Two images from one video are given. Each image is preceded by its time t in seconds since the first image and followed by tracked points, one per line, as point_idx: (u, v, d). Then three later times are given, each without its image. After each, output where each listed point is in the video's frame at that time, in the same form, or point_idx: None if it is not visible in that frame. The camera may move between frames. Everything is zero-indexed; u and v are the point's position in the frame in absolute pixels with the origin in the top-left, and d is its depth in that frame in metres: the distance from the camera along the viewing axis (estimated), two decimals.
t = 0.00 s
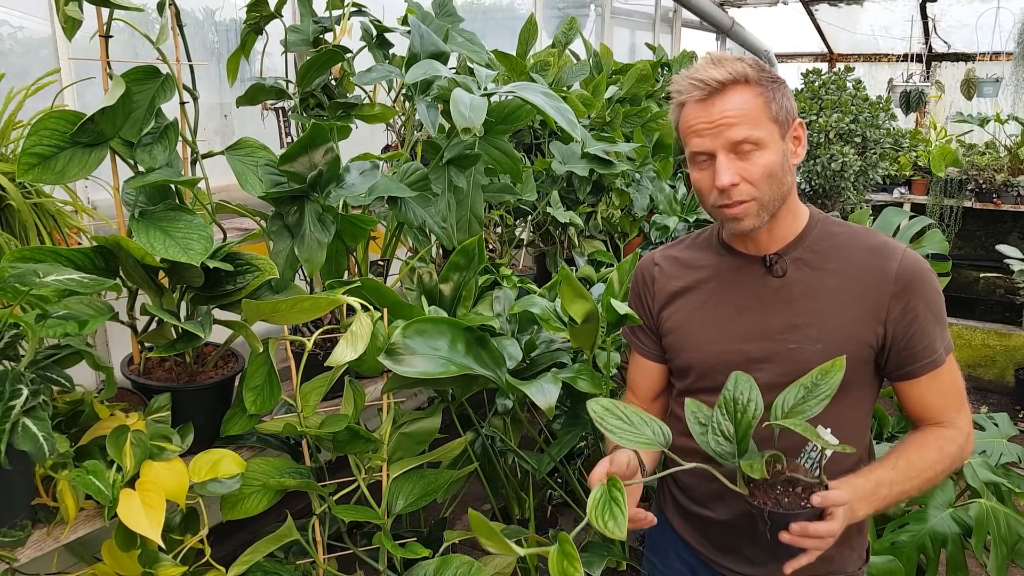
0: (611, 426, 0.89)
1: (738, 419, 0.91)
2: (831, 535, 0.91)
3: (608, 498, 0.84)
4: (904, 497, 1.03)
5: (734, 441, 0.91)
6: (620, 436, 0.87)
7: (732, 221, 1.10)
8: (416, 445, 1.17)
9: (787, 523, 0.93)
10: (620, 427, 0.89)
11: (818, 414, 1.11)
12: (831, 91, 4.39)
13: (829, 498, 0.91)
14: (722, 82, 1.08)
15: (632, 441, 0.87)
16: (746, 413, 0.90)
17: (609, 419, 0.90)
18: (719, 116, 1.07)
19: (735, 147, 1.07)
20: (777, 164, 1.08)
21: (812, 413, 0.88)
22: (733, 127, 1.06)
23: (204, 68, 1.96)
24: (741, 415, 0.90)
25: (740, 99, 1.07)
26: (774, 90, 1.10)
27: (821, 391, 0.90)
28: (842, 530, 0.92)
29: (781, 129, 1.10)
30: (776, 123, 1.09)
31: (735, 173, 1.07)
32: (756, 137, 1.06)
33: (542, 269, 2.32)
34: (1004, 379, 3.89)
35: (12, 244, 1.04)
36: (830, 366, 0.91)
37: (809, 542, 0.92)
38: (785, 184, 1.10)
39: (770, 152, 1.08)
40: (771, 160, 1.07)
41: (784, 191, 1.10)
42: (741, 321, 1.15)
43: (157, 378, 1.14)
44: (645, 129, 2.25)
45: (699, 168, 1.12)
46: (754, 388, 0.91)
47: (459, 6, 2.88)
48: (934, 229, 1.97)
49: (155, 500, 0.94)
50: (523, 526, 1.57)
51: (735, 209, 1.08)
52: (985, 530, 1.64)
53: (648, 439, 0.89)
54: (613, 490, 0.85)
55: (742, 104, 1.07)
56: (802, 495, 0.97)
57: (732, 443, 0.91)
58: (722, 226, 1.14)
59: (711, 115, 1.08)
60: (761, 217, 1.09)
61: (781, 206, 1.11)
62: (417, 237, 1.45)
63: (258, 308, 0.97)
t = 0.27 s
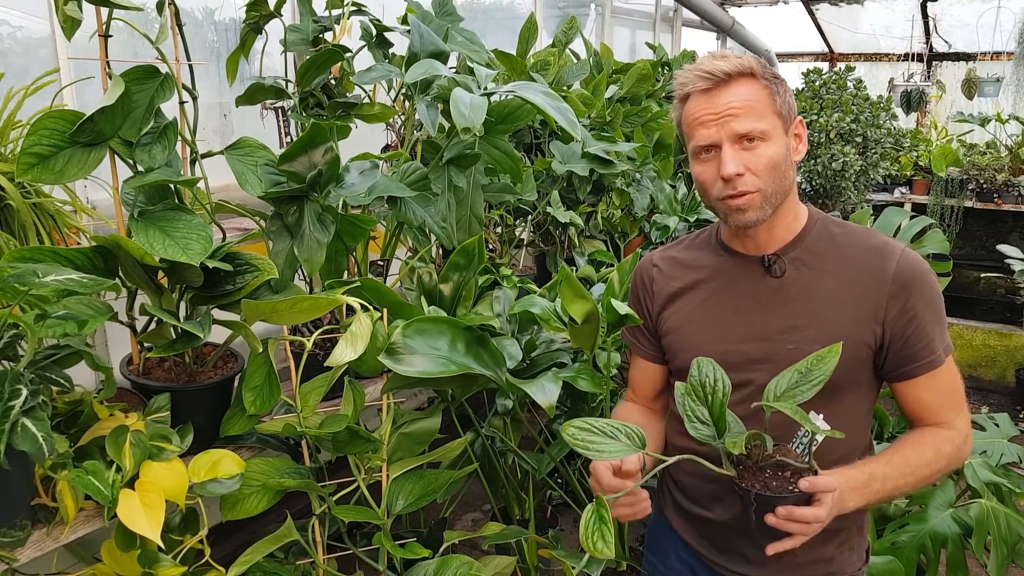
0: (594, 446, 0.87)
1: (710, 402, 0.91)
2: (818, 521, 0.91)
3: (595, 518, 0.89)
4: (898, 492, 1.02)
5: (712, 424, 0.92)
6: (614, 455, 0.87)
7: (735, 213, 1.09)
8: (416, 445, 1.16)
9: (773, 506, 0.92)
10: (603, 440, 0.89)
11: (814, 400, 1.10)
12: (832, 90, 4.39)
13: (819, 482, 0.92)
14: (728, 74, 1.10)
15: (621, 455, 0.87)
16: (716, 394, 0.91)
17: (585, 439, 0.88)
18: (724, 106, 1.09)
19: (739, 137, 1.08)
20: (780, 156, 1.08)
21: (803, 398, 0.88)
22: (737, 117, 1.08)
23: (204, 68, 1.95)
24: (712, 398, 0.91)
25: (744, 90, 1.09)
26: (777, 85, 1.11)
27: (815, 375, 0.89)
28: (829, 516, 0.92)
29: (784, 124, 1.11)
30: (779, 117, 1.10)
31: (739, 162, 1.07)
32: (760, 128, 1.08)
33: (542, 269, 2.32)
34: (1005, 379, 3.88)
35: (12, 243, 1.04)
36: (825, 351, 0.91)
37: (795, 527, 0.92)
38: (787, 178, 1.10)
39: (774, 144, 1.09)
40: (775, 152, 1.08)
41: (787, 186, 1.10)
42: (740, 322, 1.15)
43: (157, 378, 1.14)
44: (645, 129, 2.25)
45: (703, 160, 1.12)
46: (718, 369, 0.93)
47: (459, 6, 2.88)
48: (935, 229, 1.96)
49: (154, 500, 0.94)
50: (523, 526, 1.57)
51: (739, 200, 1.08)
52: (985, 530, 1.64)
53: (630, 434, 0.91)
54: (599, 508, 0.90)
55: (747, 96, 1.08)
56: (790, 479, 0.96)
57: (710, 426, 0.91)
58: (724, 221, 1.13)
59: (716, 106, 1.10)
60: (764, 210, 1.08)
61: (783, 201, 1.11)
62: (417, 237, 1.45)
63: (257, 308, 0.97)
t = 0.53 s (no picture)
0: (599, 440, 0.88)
1: (713, 405, 0.92)
2: (819, 522, 0.91)
3: (587, 502, 0.90)
4: (901, 492, 1.02)
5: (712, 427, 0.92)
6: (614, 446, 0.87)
7: (734, 206, 1.09)
8: (416, 445, 1.16)
9: (774, 508, 0.93)
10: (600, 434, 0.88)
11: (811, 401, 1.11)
12: (831, 90, 4.39)
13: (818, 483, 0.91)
14: (726, 69, 1.11)
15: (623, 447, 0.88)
16: (719, 397, 0.92)
17: (593, 432, 0.89)
18: (722, 100, 1.09)
19: (738, 130, 1.09)
20: (779, 150, 1.09)
21: (800, 401, 0.88)
22: (735, 110, 1.08)
23: (203, 68, 1.95)
24: (714, 401, 0.92)
25: (742, 85, 1.10)
26: (776, 81, 1.12)
27: (812, 379, 0.90)
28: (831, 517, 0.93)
29: (782, 119, 1.11)
30: (778, 112, 1.11)
31: (737, 155, 1.07)
32: (758, 121, 1.08)
33: (542, 269, 2.32)
34: (1005, 379, 3.88)
35: (12, 243, 1.04)
36: (824, 354, 0.91)
37: (795, 528, 0.92)
38: (786, 174, 1.11)
39: (772, 138, 1.09)
40: (773, 146, 1.08)
41: (786, 180, 1.10)
42: (740, 321, 1.15)
43: (157, 378, 1.14)
44: (645, 129, 2.25)
45: (702, 154, 1.13)
46: (725, 374, 0.93)
47: (459, 6, 2.88)
48: (935, 229, 1.96)
49: (154, 500, 0.94)
50: (523, 526, 1.57)
51: (738, 192, 1.08)
52: (985, 530, 1.64)
53: (632, 429, 0.92)
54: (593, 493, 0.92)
55: (745, 90, 1.09)
56: (790, 481, 0.96)
57: (711, 428, 0.92)
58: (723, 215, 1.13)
59: (715, 100, 1.10)
60: (763, 203, 1.08)
61: (782, 195, 1.11)
62: (417, 237, 1.45)
63: (257, 308, 0.97)
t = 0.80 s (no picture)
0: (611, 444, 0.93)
1: (715, 407, 0.91)
2: (827, 522, 0.92)
3: (593, 511, 0.90)
4: (909, 490, 1.03)
5: (715, 429, 0.92)
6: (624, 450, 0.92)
7: (734, 205, 1.09)
8: (416, 445, 1.16)
9: (782, 510, 0.93)
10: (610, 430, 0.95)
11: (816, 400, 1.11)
12: (831, 90, 4.39)
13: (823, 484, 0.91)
14: (726, 67, 1.11)
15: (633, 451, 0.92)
16: (721, 399, 0.91)
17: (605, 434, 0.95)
18: (722, 98, 1.10)
19: (737, 128, 1.09)
20: (779, 147, 1.09)
21: (804, 403, 0.88)
22: (735, 108, 1.09)
23: (203, 68, 1.95)
24: (717, 403, 0.91)
25: (742, 83, 1.10)
26: (776, 79, 1.13)
27: (815, 379, 0.89)
28: (838, 519, 0.93)
29: (782, 117, 1.12)
30: (777, 110, 1.11)
31: (737, 152, 1.08)
32: (757, 118, 1.08)
33: (542, 269, 2.32)
34: (1005, 379, 3.88)
35: (12, 243, 1.04)
36: (826, 353, 0.90)
37: (804, 528, 0.92)
38: (786, 172, 1.11)
39: (772, 135, 1.09)
40: (773, 143, 1.08)
41: (786, 178, 1.10)
42: (741, 320, 1.15)
43: (157, 378, 1.14)
44: (645, 129, 2.25)
45: (702, 153, 1.13)
46: (726, 375, 0.92)
47: (459, 6, 2.88)
48: (934, 229, 1.96)
49: (154, 500, 0.94)
50: (523, 526, 1.57)
51: (738, 190, 1.08)
52: (985, 530, 1.64)
53: (641, 429, 0.95)
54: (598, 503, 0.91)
55: (744, 88, 1.10)
56: (797, 482, 0.96)
57: (715, 429, 0.91)
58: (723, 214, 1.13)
59: (714, 98, 1.11)
60: (763, 201, 1.08)
61: (783, 194, 1.11)
62: (417, 237, 1.44)
63: (258, 308, 0.97)
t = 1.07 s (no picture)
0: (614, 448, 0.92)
1: (715, 403, 0.91)
2: (830, 518, 0.92)
3: (597, 511, 0.88)
4: (911, 488, 1.03)
5: (716, 425, 0.91)
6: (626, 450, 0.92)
7: (733, 204, 1.09)
8: (416, 445, 1.16)
9: (784, 506, 0.92)
10: (610, 432, 0.95)
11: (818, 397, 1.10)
12: (831, 90, 4.39)
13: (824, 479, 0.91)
14: (727, 67, 1.11)
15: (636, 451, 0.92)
16: (721, 396, 0.90)
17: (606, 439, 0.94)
18: (722, 98, 1.10)
19: (737, 128, 1.09)
20: (779, 147, 1.09)
21: (808, 397, 0.88)
22: (735, 108, 1.09)
23: (203, 69, 1.95)
24: (717, 399, 0.91)
25: (742, 83, 1.10)
26: (776, 80, 1.13)
27: (820, 373, 0.89)
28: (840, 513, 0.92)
29: (783, 117, 1.12)
30: (778, 110, 1.11)
31: (737, 152, 1.08)
32: (758, 118, 1.08)
33: (542, 269, 2.32)
34: (1004, 379, 3.88)
35: (12, 243, 1.04)
36: (829, 348, 0.91)
37: (806, 524, 0.92)
38: (786, 172, 1.11)
39: (772, 136, 1.09)
40: (772, 143, 1.08)
41: (786, 178, 1.10)
42: (742, 319, 1.15)
43: (157, 378, 1.14)
44: (646, 130, 2.25)
45: (702, 153, 1.13)
46: (723, 370, 0.91)
47: (459, 6, 2.88)
48: (935, 229, 1.96)
49: (154, 500, 0.94)
50: (523, 526, 1.57)
51: (737, 189, 1.08)
52: (985, 530, 1.64)
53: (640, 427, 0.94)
54: (602, 503, 0.89)
55: (744, 88, 1.10)
56: (801, 477, 0.95)
57: (716, 426, 0.91)
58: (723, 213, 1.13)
59: (714, 98, 1.11)
60: (763, 200, 1.08)
61: (782, 194, 1.11)
62: (417, 237, 1.44)
63: (258, 308, 0.97)
